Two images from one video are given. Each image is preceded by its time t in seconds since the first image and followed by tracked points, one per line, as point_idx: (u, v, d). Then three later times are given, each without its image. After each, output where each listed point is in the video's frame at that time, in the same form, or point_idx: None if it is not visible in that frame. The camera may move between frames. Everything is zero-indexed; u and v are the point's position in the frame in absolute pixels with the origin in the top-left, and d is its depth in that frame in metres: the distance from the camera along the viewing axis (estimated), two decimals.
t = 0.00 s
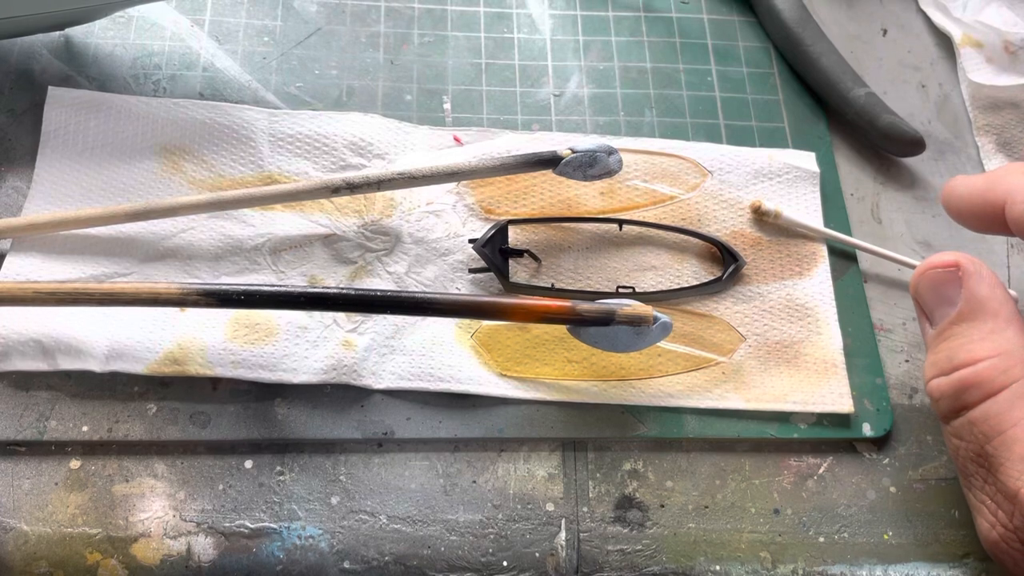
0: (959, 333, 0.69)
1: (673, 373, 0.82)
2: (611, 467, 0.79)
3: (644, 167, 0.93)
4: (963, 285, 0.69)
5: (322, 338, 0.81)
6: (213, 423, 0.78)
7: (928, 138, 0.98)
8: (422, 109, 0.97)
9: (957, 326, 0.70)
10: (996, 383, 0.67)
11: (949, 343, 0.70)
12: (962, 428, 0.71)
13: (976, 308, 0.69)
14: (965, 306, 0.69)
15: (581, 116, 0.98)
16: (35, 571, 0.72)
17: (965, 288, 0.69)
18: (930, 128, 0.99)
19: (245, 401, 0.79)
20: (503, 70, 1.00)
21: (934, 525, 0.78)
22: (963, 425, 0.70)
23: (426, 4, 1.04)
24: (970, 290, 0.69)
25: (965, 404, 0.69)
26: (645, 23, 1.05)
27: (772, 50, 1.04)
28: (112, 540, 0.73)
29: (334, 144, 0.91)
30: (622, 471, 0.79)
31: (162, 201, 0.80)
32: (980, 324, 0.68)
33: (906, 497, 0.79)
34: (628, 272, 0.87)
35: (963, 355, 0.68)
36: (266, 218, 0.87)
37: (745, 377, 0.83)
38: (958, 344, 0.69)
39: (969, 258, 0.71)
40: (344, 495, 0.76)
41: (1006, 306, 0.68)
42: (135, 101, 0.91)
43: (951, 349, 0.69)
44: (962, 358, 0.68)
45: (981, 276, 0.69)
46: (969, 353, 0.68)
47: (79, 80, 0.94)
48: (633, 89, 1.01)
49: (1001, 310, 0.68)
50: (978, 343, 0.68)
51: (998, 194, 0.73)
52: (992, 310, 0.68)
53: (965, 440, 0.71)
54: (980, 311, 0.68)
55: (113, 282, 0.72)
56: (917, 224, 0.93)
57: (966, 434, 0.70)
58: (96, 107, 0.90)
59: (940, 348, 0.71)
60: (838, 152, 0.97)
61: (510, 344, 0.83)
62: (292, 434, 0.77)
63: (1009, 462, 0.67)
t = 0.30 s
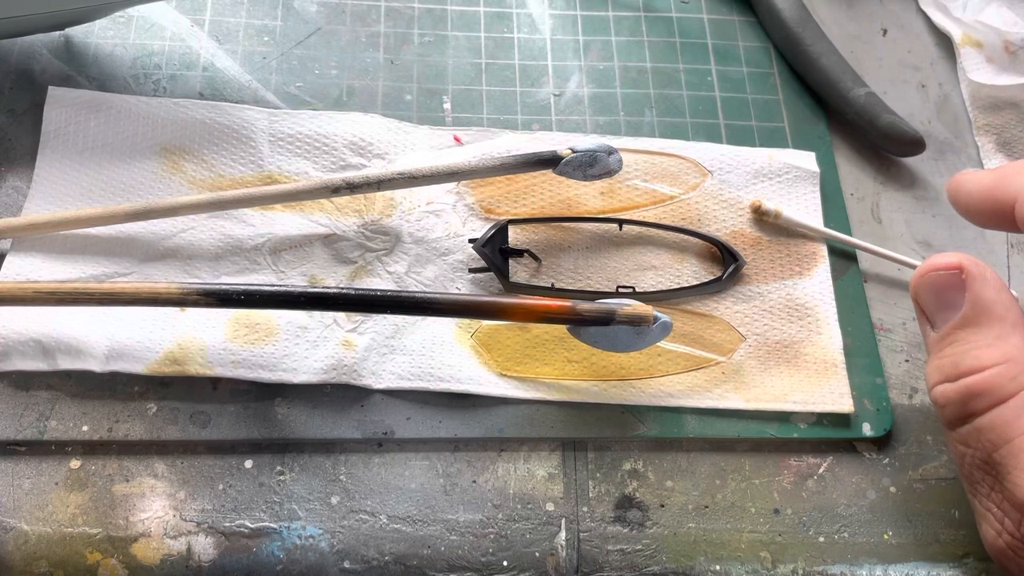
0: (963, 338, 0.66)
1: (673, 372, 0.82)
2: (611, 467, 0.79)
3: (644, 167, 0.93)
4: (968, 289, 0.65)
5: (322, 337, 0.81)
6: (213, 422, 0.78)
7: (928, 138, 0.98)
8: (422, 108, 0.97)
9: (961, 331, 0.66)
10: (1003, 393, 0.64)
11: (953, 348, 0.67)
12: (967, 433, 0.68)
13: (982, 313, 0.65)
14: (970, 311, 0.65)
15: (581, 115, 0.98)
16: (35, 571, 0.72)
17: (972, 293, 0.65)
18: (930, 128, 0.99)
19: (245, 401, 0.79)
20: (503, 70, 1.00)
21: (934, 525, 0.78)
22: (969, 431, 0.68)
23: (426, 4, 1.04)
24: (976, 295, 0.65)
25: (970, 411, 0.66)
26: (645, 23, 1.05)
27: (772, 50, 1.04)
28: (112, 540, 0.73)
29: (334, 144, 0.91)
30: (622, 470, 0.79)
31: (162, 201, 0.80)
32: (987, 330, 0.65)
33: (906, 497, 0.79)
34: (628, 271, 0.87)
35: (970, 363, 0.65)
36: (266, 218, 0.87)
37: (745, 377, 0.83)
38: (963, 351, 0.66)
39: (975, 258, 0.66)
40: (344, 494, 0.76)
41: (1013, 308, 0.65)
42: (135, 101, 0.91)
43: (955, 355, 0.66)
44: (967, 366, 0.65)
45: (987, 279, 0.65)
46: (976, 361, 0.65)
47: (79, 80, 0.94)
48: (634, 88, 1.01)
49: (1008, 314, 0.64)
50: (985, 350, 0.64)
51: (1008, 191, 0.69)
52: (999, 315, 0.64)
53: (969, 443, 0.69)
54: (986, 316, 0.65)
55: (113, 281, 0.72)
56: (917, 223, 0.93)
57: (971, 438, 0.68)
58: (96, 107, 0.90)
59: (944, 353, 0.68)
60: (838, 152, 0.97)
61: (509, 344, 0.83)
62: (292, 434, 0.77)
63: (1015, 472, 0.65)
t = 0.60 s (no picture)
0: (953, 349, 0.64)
1: (674, 372, 0.82)
2: (611, 467, 0.79)
3: (644, 167, 0.93)
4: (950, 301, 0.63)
5: (322, 337, 0.81)
6: (213, 422, 0.78)
7: (928, 138, 0.98)
8: (422, 109, 0.97)
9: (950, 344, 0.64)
10: (1002, 406, 0.62)
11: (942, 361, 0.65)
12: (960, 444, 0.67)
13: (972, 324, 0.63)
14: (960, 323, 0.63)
15: (581, 115, 0.98)
16: (35, 571, 0.72)
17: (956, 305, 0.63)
18: (930, 128, 0.99)
19: (245, 401, 0.79)
20: (503, 70, 1.00)
21: (934, 525, 0.78)
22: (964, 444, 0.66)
23: (426, 4, 1.04)
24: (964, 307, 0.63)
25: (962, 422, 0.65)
26: (645, 23, 1.05)
27: (771, 50, 1.04)
28: (112, 540, 0.73)
29: (334, 144, 0.91)
30: (622, 470, 0.79)
31: (162, 201, 0.80)
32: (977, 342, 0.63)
33: (906, 497, 0.79)
34: (628, 271, 0.87)
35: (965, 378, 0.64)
36: (266, 218, 0.87)
37: (745, 377, 0.83)
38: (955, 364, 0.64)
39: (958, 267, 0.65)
40: (344, 494, 0.76)
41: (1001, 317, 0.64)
42: (135, 101, 0.91)
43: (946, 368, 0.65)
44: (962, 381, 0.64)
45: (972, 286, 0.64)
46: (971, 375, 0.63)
47: (79, 80, 0.94)
48: (634, 88, 1.01)
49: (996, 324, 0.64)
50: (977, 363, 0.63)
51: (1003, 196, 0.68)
52: (988, 325, 0.63)
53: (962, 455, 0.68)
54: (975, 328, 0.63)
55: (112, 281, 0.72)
56: (917, 223, 0.93)
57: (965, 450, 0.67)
58: (96, 107, 0.90)
59: (936, 366, 0.66)
60: (838, 152, 0.97)
61: (509, 344, 0.83)
62: (292, 434, 0.77)
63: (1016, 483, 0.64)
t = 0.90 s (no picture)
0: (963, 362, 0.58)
1: (674, 373, 0.82)
2: (611, 467, 0.79)
3: (644, 167, 0.93)
4: (959, 312, 0.56)
5: (322, 338, 0.81)
6: (213, 422, 0.78)
7: (928, 138, 0.98)
8: (422, 109, 0.97)
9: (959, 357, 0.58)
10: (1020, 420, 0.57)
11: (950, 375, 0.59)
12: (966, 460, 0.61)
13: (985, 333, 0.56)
14: (972, 335, 0.56)
15: (581, 115, 0.98)
16: (35, 571, 0.72)
17: (966, 316, 0.56)
18: (930, 128, 0.99)
19: (245, 401, 0.79)
20: (503, 70, 1.00)
21: (934, 525, 0.78)
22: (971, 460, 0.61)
23: (426, 4, 1.04)
24: (976, 315, 0.56)
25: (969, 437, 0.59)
26: (645, 23, 1.05)
27: (771, 50, 1.04)
28: (112, 540, 0.73)
29: (334, 144, 0.91)
30: (622, 471, 0.79)
31: (162, 201, 0.80)
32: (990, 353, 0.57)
33: (906, 497, 0.79)
34: (628, 271, 0.87)
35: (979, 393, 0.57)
36: (266, 218, 0.87)
37: (745, 377, 0.83)
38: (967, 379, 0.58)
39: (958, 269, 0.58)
40: (344, 494, 0.76)
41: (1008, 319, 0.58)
42: (135, 101, 0.91)
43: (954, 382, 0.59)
44: (976, 396, 0.58)
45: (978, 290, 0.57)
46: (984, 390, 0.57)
47: (79, 80, 0.94)
48: (634, 88, 1.01)
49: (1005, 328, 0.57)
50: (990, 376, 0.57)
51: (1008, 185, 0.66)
52: (1000, 332, 0.57)
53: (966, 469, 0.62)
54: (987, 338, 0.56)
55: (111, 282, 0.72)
56: (918, 223, 0.93)
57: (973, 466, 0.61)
58: (96, 107, 0.90)
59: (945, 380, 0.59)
60: (838, 152, 0.97)
61: (509, 344, 0.83)
62: (292, 434, 0.77)
63: None
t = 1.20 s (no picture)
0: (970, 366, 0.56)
1: (674, 373, 0.82)
2: (611, 467, 0.79)
3: (644, 167, 0.93)
4: (965, 315, 0.53)
5: (322, 337, 0.81)
6: (213, 422, 0.78)
7: (928, 138, 0.98)
8: (422, 109, 0.97)
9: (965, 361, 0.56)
10: None
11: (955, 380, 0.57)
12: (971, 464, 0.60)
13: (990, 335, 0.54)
14: (978, 337, 0.54)
15: (581, 115, 0.98)
16: (35, 571, 0.72)
17: (971, 319, 0.54)
18: (930, 128, 0.99)
19: (245, 401, 0.79)
20: (503, 70, 1.00)
21: (934, 525, 0.78)
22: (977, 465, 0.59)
23: (426, 4, 1.04)
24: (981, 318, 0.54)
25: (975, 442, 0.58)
26: (645, 23, 1.05)
27: (771, 50, 1.04)
28: (112, 540, 0.73)
29: (334, 144, 0.91)
30: (622, 471, 0.79)
31: (162, 201, 0.80)
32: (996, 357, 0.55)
33: (906, 497, 0.79)
34: (628, 271, 0.87)
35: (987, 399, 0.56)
36: (266, 218, 0.87)
37: (745, 377, 0.83)
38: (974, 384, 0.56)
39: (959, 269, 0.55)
40: (344, 494, 0.76)
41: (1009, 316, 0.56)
42: (135, 101, 0.91)
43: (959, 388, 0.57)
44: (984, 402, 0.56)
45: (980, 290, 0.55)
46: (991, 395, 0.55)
47: (79, 80, 0.94)
48: (634, 88, 1.01)
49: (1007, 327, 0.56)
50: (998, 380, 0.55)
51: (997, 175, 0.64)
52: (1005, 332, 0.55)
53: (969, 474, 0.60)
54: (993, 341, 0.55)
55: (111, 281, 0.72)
56: (918, 223, 0.93)
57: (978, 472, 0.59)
58: (96, 106, 0.90)
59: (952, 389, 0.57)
60: (838, 152, 0.97)
61: (509, 344, 0.83)
62: (292, 434, 0.77)
63: None
